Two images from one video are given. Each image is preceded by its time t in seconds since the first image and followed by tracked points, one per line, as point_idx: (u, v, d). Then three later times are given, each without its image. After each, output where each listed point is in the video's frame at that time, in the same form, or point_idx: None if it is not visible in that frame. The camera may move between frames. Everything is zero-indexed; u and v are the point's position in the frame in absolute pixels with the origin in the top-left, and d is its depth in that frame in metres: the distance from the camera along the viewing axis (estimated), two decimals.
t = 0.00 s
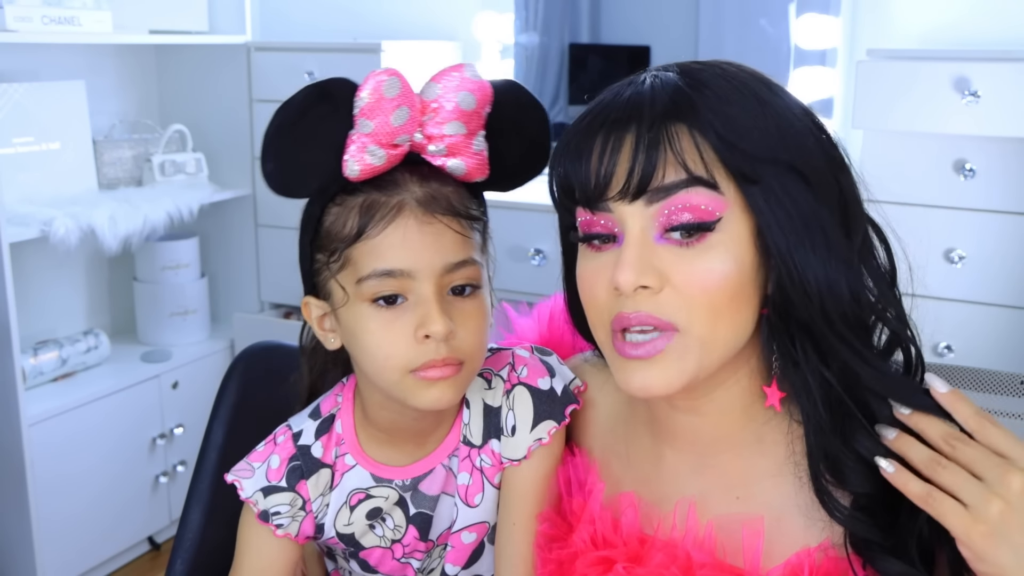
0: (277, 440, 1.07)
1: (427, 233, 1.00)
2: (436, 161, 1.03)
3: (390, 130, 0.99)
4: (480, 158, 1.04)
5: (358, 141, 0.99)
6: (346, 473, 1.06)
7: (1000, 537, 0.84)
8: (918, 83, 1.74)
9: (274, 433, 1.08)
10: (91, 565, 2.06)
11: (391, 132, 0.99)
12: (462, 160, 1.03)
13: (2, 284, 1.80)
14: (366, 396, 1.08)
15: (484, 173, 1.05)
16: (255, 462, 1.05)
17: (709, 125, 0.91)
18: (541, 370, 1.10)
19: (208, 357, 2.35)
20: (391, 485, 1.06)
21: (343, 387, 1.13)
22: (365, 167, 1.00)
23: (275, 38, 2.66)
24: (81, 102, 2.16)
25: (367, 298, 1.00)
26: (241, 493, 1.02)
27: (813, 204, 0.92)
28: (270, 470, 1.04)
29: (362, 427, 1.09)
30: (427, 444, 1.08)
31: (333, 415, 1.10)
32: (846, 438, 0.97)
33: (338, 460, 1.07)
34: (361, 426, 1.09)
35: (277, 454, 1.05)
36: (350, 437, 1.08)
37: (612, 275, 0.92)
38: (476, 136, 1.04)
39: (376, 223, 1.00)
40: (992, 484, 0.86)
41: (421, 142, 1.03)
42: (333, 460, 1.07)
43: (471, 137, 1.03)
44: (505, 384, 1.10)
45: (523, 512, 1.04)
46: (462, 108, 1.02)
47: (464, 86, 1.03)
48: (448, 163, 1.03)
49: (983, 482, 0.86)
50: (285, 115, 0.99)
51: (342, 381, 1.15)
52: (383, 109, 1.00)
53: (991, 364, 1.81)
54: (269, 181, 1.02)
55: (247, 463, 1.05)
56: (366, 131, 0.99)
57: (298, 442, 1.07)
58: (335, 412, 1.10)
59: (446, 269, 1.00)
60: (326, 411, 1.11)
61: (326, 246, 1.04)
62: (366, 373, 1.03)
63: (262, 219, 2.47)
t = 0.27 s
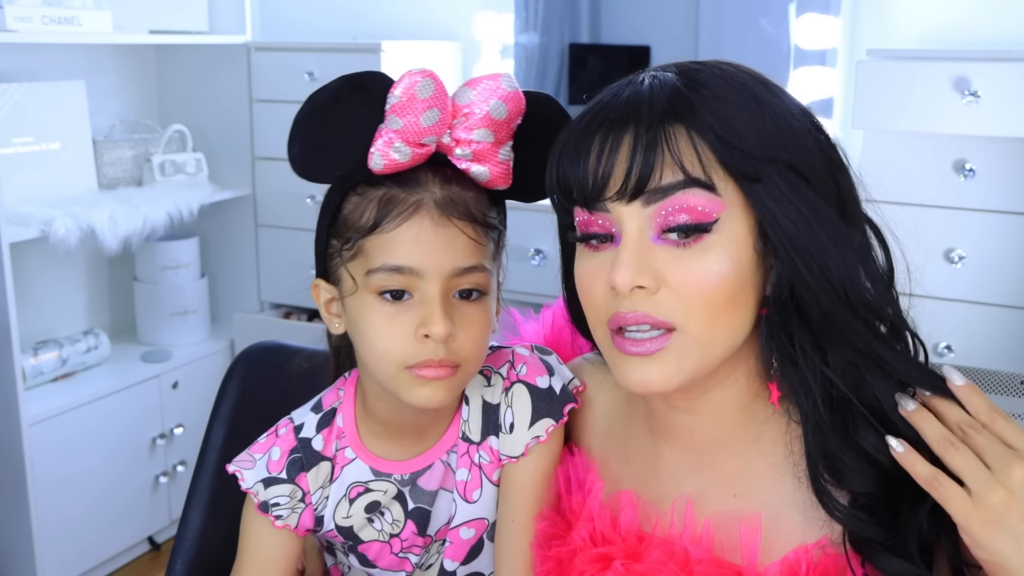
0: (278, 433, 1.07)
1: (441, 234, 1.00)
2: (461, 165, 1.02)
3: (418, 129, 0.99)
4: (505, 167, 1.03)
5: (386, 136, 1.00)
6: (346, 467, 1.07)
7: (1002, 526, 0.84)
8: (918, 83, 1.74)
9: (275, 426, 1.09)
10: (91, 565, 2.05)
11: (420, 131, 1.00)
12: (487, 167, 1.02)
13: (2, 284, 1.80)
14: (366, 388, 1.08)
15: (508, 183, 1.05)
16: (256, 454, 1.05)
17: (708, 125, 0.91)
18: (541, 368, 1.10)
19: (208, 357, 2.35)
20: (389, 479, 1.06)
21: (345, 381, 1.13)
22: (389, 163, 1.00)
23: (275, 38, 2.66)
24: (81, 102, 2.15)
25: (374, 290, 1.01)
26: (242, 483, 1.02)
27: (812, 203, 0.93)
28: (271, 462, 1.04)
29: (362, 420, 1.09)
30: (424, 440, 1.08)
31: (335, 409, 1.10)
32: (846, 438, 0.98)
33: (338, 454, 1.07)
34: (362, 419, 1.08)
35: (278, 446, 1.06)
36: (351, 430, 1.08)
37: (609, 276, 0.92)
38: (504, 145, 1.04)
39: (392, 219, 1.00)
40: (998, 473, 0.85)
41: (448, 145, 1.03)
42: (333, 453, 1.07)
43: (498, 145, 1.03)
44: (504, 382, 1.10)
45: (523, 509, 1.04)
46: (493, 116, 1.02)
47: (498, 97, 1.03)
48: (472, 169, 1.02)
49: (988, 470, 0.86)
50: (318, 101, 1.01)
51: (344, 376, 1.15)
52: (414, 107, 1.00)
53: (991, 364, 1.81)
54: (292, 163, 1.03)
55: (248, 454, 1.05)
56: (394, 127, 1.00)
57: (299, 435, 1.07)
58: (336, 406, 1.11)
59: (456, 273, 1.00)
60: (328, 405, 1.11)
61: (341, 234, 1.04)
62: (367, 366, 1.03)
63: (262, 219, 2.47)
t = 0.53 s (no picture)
0: (284, 431, 1.07)
1: (455, 231, 0.99)
2: (477, 165, 1.02)
3: (436, 127, 0.99)
4: (520, 169, 1.03)
5: (404, 132, 1.00)
6: (351, 465, 1.06)
7: (1001, 520, 0.83)
8: (918, 83, 1.74)
9: (281, 424, 1.08)
10: (91, 565, 2.05)
11: (437, 128, 1.00)
12: (502, 168, 1.02)
13: (2, 284, 1.80)
14: (374, 385, 1.08)
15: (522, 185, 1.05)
16: (262, 451, 1.05)
17: (701, 130, 0.91)
18: (546, 368, 1.10)
19: (208, 357, 2.35)
20: (395, 477, 1.06)
21: (351, 379, 1.13)
22: (407, 159, 1.00)
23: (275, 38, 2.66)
24: (81, 102, 2.15)
25: (386, 285, 1.01)
26: (248, 481, 1.02)
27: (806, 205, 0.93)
28: (277, 460, 1.04)
29: (367, 417, 1.09)
30: (429, 438, 1.08)
31: (341, 408, 1.10)
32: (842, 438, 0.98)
33: (343, 452, 1.07)
34: (367, 416, 1.09)
35: (284, 444, 1.06)
36: (356, 429, 1.08)
37: (605, 282, 0.92)
38: (520, 147, 1.03)
39: (407, 214, 1.00)
40: (995, 468, 0.85)
41: (465, 145, 1.03)
42: (338, 451, 1.07)
43: (514, 147, 1.03)
44: (510, 381, 1.10)
45: (525, 507, 1.04)
46: (510, 118, 1.02)
47: (516, 99, 1.03)
48: (487, 170, 1.02)
49: (986, 466, 0.85)
50: (341, 91, 1.02)
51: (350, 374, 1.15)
52: (434, 105, 1.00)
53: (991, 364, 1.82)
54: (313, 152, 1.04)
55: (254, 452, 1.05)
56: (413, 124, 1.00)
57: (305, 433, 1.07)
58: (342, 404, 1.10)
59: (467, 271, 1.00)
60: (333, 403, 1.10)
61: (356, 227, 1.04)
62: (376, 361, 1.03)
63: (262, 219, 2.47)
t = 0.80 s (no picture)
0: (288, 431, 1.07)
1: (458, 229, 1.00)
2: (479, 164, 1.02)
3: (440, 125, 1.00)
4: (523, 168, 1.04)
5: (408, 130, 1.00)
6: (354, 465, 1.07)
7: (1008, 518, 0.83)
8: (918, 83, 1.74)
9: (285, 424, 1.08)
10: (91, 565, 2.05)
11: (441, 127, 1.00)
12: (504, 166, 1.02)
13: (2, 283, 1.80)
14: (378, 385, 1.08)
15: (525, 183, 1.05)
16: (265, 451, 1.05)
17: (705, 129, 0.91)
18: (550, 368, 1.11)
19: (208, 357, 2.35)
20: (398, 477, 1.06)
21: (355, 379, 1.13)
22: (409, 158, 1.00)
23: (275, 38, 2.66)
24: (81, 102, 2.16)
25: (390, 283, 1.01)
26: (251, 480, 1.02)
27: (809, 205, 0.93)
28: (280, 460, 1.04)
29: (371, 418, 1.09)
30: (434, 435, 1.08)
31: (344, 407, 1.10)
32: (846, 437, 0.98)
33: (346, 452, 1.07)
34: (370, 418, 1.09)
35: (287, 444, 1.06)
36: (360, 429, 1.08)
37: (608, 281, 0.93)
38: (522, 146, 1.04)
39: (411, 212, 1.00)
40: (1003, 467, 0.85)
41: (467, 143, 1.03)
42: (341, 451, 1.07)
43: (517, 145, 1.03)
44: (513, 381, 1.10)
45: (528, 506, 1.04)
46: (512, 117, 1.03)
47: (517, 97, 1.04)
48: (490, 168, 1.02)
49: (993, 464, 0.86)
50: (343, 90, 1.02)
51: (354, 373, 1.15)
52: (437, 103, 1.01)
53: (991, 364, 1.82)
54: (317, 153, 1.04)
55: (257, 451, 1.05)
56: (417, 122, 1.00)
57: (309, 433, 1.07)
58: (346, 404, 1.10)
59: (472, 268, 1.00)
60: (337, 403, 1.11)
61: (360, 227, 1.05)
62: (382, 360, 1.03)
63: (262, 219, 2.47)
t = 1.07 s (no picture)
0: (288, 439, 1.07)
1: (454, 224, 1.00)
2: (462, 160, 1.03)
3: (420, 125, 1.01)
4: (505, 159, 1.04)
5: (389, 134, 1.00)
6: (355, 472, 1.06)
7: (1012, 520, 0.83)
8: (918, 83, 1.74)
9: (285, 431, 1.08)
10: (92, 565, 2.06)
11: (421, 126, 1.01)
12: (487, 159, 1.03)
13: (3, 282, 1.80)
14: (380, 391, 1.08)
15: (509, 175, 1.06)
16: (266, 459, 1.05)
17: (708, 130, 0.91)
18: (550, 369, 1.11)
19: (208, 357, 2.35)
20: (400, 482, 1.06)
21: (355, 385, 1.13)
22: (394, 161, 1.00)
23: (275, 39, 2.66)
24: (82, 102, 2.16)
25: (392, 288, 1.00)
26: (252, 490, 1.02)
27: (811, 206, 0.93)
28: (281, 468, 1.04)
29: (372, 424, 1.09)
30: (439, 435, 1.08)
31: (344, 414, 1.10)
32: (848, 438, 0.98)
33: (347, 459, 1.07)
34: (371, 423, 1.09)
35: (288, 452, 1.05)
36: (360, 435, 1.08)
37: (610, 282, 0.93)
38: (502, 136, 1.05)
39: (403, 214, 1.00)
40: (1007, 468, 0.85)
41: (448, 141, 1.04)
42: (342, 458, 1.07)
43: (496, 136, 1.04)
44: (515, 382, 1.10)
45: (529, 507, 1.04)
46: (488, 108, 1.03)
47: (490, 87, 1.04)
48: (473, 162, 1.03)
49: (997, 466, 0.86)
50: (321, 103, 1.02)
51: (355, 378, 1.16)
52: (413, 104, 1.01)
53: (990, 364, 1.82)
54: (303, 168, 1.04)
55: (258, 459, 1.05)
56: (397, 125, 1.00)
57: (310, 441, 1.07)
58: (346, 410, 1.10)
59: (471, 260, 1.00)
60: (336, 410, 1.10)
61: (352, 238, 1.04)
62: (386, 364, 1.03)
63: (262, 219, 2.47)
